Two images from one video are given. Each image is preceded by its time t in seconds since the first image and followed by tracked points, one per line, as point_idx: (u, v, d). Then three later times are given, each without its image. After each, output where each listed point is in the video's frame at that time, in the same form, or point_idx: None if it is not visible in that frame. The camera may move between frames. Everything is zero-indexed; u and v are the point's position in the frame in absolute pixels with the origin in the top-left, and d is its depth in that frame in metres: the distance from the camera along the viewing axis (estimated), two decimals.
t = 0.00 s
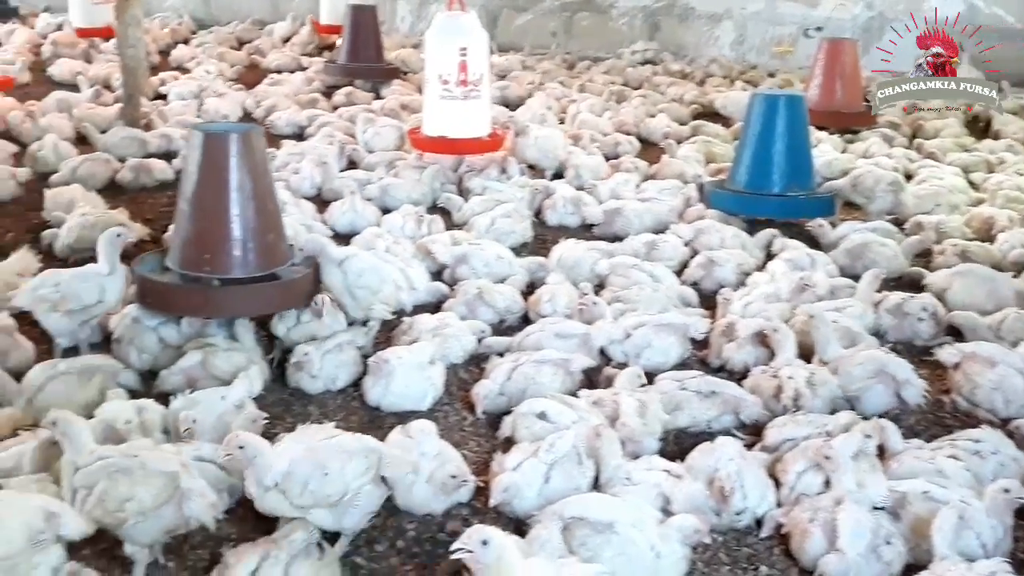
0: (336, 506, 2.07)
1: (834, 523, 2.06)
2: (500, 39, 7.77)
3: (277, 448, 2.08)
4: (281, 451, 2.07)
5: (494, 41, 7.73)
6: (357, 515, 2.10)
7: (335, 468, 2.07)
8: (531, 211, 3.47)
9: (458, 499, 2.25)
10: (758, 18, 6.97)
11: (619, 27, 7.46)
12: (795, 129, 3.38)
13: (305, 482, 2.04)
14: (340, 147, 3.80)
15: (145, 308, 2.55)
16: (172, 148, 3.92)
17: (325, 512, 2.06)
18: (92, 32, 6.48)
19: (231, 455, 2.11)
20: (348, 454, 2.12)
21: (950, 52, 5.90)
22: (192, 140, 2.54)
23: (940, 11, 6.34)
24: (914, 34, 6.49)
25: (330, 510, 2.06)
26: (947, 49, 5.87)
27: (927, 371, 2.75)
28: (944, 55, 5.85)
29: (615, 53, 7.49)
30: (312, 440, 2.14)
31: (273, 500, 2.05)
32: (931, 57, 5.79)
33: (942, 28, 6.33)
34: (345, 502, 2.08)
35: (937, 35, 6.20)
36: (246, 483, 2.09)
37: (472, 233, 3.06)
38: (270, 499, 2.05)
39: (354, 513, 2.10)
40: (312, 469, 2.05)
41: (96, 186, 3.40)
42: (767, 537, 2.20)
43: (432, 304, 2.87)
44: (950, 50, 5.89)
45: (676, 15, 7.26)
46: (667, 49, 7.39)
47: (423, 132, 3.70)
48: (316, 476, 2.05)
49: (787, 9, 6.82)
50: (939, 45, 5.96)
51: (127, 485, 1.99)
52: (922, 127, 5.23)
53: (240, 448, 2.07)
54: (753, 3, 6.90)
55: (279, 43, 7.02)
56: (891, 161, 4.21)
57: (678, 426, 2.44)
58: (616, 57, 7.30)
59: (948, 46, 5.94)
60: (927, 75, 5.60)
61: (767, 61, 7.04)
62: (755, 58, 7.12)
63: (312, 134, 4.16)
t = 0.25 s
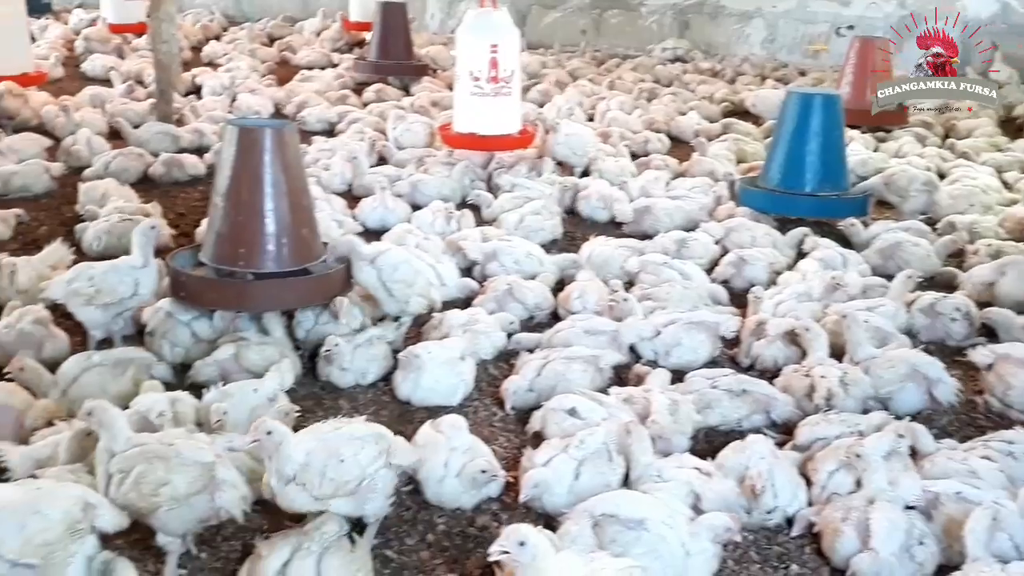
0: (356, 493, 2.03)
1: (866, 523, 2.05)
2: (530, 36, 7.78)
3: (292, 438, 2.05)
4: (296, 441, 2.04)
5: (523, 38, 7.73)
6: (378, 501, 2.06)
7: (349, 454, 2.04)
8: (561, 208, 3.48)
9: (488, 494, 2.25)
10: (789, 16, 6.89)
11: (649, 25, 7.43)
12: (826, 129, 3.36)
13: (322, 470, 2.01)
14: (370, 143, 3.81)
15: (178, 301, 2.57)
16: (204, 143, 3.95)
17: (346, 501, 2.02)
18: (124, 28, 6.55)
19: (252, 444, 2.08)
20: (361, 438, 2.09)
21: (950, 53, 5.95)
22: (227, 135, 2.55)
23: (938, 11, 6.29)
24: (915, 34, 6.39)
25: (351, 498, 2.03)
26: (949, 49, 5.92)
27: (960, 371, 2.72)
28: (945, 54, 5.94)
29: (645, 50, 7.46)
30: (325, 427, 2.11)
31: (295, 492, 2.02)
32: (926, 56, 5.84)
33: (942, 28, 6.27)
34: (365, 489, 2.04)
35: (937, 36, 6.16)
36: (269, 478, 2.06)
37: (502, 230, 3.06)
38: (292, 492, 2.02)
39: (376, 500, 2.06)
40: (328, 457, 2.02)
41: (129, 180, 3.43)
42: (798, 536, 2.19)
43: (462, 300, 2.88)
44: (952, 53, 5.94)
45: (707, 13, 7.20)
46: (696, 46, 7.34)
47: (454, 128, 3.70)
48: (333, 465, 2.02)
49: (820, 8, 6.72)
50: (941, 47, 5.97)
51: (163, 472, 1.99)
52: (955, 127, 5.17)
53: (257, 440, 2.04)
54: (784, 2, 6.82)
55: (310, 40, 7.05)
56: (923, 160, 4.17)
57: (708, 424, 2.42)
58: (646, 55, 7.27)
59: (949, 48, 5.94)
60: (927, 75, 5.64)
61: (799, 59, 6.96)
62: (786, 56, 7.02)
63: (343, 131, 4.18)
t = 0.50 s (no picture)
0: (362, 479, 2.04)
1: (888, 523, 2.04)
2: (551, 34, 7.79)
3: (305, 422, 2.10)
4: (308, 425, 2.09)
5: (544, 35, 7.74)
6: (386, 492, 2.05)
7: (359, 440, 2.06)
8: (582, 206, 3.48)
9: (508, 492, 2.25)
10: (812, 14, 6.84)
11: (670, 23, 7.39)
12: (848, 128, 3.34)
13: (329, 452, 2.04)
14: (391, 140, 3.82)
15: (199, 297, 2.58)
16: (225, 139, 3.97)
17: (352, 486, 2.03)
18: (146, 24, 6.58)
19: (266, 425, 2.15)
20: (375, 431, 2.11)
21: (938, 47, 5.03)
22: (248, 133, 2.57)
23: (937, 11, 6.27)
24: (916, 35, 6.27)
25: (358, 484, 2.03)
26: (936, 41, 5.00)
27: (982, 372, 2.70)
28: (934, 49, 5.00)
29: (666, 48, 7.43)
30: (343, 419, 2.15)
31: (302, 475, 2.05)
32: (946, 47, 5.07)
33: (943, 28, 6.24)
34: (372, 475, 2.04)
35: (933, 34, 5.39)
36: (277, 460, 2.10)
37: (522, 227, 3.06)
38: (298, 473, 2.05)
39: (384, 489, 2.05)
40: (338, 441, 2.06)
41: (151, 175, 3.45)
42: (818, 536, 2.18)
43: (482, 297, 2.88)
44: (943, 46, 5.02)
45: (728, 11, 7.15)
46: (717, 44, 7.31)
47: (476, 126, 3.70)
48: (341, 448, 2.05)
49: (842, 6, 6.65)
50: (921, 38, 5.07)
51: (186, 464, 2.00)
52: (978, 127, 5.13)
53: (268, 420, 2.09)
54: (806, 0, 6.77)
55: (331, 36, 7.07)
56: (946, 160, 4.14)
57: (729, 424, 2.41)
58: (668, 53, 7.24)
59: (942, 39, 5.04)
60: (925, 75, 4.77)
61: (821, 57, 6.90)
62: (808, 54, 6.98)
63: (364, 127, 4.19)
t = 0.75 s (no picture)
0: (377, 472, 2.02)
1: (914, 527, 2.02)
2: (572, 35, 7.77)
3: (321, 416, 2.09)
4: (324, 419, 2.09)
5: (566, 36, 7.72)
6: (402, 486, 2.04)
7: (375, 433, 2.04)
8: (604, 207, 3.48)
9: (531, 492, 2.25)
10: (835, 15, 6.67)
11: (693, 23, 7.36)
12: (871, 130, 3.33)
13: (344, 444, 2.03)
14: (414, 141, 3.83)
15: (223, 296, 2.60)
16: (249, 140, 3.99)
17: (368, 479, 2.02)
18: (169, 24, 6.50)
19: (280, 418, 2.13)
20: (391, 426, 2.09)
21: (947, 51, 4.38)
22: (273, 134, 2.58)
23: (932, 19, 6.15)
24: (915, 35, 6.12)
25: (373, 477, 2.02)
26: (946, 45, 4.37)
27: (1009, 376, 2.68)
28: (940, 53, 4.38)
29: (688, 49, 7.40)
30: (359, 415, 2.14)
31: (318, 468, 2.04)
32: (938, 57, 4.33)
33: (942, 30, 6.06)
34: (387, 469, 2.03)
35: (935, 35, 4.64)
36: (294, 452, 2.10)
37: (545, 229, 3.06)
38: (313, 466, 2.04)
39: (400, 484, 2.04)
40: (353, 434, 2.05)
41: (175, 175, 3.48)
42: (843, 539, 2.17)
43: (504, 298, 2.88)
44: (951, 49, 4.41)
45: (751, 11, 7.10)
46: (740, 44, 7.26)
47: (499, 127, 3.70)
48: (356, 441, 2.03)
49: (866, 7, 6.43)
50: (932, 42, 4.45)
51: (213, 460, 2.00)
52: (1004, 127, 5.04)
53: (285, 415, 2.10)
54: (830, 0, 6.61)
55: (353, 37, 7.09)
56: (971, 162, 4.11)
57: (753, 426, 2.41)
58: (690, 54, 7.20)
59: (949, 41, 4.41)
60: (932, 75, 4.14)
61: (843, 58, 6.72)
62: (831, 55, 6.82)
63: (386, 128, 4.20)
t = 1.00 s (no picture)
0: (386, 462, 2.05)
1: (936, 525, 2.01)
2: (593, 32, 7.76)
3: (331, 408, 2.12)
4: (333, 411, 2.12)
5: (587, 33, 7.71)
6: (414, 476, 2.06)
7: (383, 424, 2.07)
8: (625, 204, 3.48)
9: (551, 489, 2.26)
10: (858, 12, 6.58)
11: (714, 20, 7.31)
12: (893, 127, 3.32)
13: (352, 435, 2.06)
14: (434, 138, 3.84)
15: (244, 291, 2.61)
16: (270, 136, 4.01)
17: (378, 470, 2.05)
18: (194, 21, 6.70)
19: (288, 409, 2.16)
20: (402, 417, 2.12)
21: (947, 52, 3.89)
22: (295, 130, 2.59)
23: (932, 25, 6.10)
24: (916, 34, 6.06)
25: (383, 468, 2.05)
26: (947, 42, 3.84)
27: None
28: (940, 52, 3.87)
29: (709, 46, 7.35)
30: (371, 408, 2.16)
31: (329, 459, 2.08)
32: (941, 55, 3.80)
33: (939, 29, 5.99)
34: (397, 460, 2.05)
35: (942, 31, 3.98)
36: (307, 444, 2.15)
37: (565, 226, 3.06)
38: (323, 457, 2.08)
39: (410, 474, 2.06)
40: (362, 425, 2.08)
41: (198, 172, 3.50)
42: (864, 537, 2.16)
43: (524, 294, 2.89)
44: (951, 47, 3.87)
45: (773, 8, 7.06)
46: (761, 42, 7.22)
47: (521, 124, 3.70)
48: (365, 432, 2.06)
49: (890, 5, 6.33)
50: (931, 41, 3.94)
51: (235, 453, 2.01)
52: None
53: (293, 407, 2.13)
54: None
55: (374, 34, 7.11)
56: (995, 160, 4.08)
57: (774, 424, 2.39)
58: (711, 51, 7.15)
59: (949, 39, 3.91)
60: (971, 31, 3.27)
61: (865, 56, 6.63)
62: (854, 53, 6.73)
63: (407, 125, 4.21)
